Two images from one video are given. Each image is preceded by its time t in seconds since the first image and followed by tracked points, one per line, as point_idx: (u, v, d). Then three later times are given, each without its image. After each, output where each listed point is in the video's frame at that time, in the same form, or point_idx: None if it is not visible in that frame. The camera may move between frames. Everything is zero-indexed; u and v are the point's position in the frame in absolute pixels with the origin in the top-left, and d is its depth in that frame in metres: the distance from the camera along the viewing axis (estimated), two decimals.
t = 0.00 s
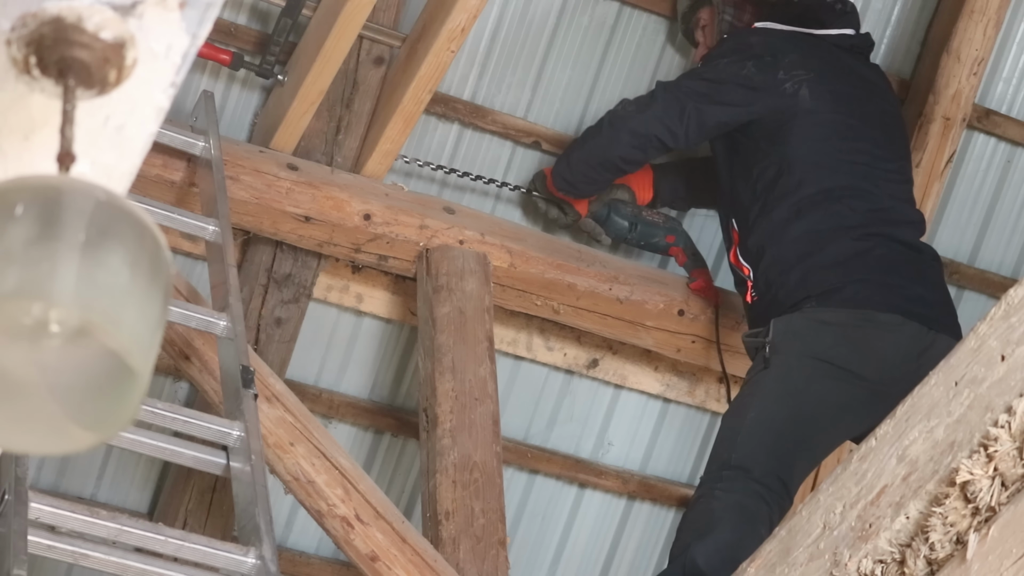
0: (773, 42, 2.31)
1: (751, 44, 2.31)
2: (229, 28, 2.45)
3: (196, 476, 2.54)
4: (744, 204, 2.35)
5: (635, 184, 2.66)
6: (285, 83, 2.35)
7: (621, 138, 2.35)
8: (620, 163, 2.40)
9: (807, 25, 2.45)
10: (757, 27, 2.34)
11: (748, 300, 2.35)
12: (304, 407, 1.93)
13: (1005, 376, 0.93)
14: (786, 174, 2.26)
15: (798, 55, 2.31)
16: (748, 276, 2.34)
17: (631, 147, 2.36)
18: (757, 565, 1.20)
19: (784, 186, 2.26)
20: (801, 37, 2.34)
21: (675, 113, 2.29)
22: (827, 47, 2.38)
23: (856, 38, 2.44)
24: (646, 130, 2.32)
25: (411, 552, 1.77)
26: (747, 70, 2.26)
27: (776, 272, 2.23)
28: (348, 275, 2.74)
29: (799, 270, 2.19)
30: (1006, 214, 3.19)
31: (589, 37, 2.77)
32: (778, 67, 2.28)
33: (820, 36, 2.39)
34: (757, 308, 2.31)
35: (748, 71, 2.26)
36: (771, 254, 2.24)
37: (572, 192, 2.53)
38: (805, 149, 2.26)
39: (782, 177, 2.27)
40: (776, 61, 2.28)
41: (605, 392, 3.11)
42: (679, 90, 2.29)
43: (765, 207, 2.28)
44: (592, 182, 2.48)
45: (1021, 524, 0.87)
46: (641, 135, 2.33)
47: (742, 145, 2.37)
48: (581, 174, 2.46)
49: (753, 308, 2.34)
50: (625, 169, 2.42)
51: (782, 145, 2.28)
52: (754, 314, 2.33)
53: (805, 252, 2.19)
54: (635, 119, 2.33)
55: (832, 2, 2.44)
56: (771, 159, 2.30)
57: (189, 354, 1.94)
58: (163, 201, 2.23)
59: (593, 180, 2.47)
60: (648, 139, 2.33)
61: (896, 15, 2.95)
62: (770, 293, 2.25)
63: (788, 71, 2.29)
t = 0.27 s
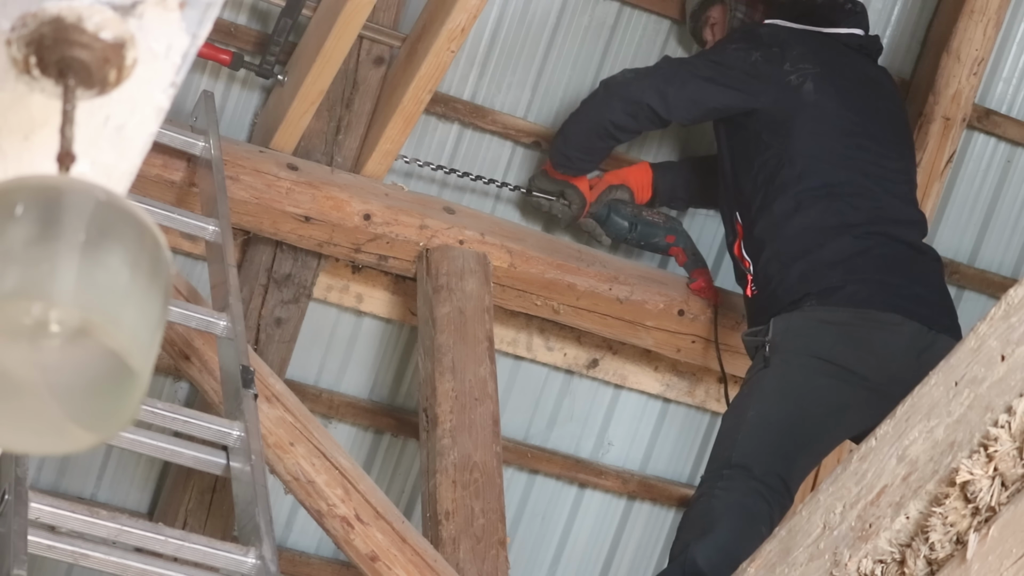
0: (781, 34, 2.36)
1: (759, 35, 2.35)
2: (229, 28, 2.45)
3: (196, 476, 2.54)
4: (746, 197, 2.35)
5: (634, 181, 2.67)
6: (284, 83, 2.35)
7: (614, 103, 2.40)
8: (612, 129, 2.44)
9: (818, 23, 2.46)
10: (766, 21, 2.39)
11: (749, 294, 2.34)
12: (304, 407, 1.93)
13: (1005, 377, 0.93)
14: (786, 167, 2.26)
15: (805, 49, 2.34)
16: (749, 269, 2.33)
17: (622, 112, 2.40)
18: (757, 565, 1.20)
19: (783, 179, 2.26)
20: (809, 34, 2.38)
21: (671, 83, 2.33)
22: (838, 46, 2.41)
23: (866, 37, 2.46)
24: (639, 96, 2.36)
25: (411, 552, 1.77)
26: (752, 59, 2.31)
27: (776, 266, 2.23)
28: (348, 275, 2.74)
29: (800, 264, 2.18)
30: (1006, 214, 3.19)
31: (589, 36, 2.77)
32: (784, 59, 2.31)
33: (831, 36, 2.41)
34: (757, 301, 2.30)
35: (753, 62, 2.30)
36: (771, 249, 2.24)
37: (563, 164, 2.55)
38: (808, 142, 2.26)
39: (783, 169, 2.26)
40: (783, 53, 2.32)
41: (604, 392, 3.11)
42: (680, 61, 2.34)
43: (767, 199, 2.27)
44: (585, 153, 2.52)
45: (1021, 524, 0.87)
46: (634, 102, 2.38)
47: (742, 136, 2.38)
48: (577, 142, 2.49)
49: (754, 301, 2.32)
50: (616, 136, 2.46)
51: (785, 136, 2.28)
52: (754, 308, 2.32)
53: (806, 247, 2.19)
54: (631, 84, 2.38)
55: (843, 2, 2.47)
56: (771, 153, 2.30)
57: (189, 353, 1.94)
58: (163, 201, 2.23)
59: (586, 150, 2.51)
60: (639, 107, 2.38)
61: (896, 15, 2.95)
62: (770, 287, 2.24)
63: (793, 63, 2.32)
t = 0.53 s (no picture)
0: (789, 34, 2.37)
1: (767, 33, 2.37)
2: (229, 28, 2.45)
3: (196, 476, 2.54)
4: (750, 194, 2.35)
5: (632, 184, 2.66)
6: (285, 83, 2.34)
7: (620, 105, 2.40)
8: (618, 131, 2.44)
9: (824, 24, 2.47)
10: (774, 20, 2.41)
11: (751, 289, 2.33)
12: (304, 407, 1.93)
13: (1005, 376, 0.93)
14: (792, 164, 2.26)
15: (813, 48, 2.36)
16: (751, 265, 2.33)
17: (630, 116, 2.39)
18: (757, 565, 1.20)
19: (789, 176, 2.26)
20: (818, 33, 2.40)
21: (678, 86, 2.32)
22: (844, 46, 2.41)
23: (873, 41, 2.45)
24: (648, 101, 2.35)
25: (411, 552, 1.77)
26: (760, 57, 2.32)
27: (779, 263, 2.23)
28: (348, 275, 2.74)
29: (803, 260, 2.18)
30: (1006, 214, 3.19)
31: (589, 36, 2.77)
32: (792, 58, 2.33)
33: (838, 36, 2.42)
34: (759, 298, 2.30)
35: (761, 60, 2.32)
36: (774, 244, 2.24)
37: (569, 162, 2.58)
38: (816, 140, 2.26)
39: (787, 168, 2.27)
40: (791, 51, 2.34)
41: (604, 392, 3.11)
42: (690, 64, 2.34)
43: (772, 196, 2.28)
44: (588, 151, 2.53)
45: (1021, 524, 0.87)
46: (645, 106, 2.36)
47: (751, 134, 2.38)
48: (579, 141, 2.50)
49: (755, 298, 2.32)
50: (624, 138, 2.46)
51: (791, 133, 2.29)
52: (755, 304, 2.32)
53: (809, 243, 2.19)
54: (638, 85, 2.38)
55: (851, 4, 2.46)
56: (776, 151, 2.30)
57: (189, 353, 1.94)
58: (163, 201, 2.23)
59: (591, 149, 2.52)
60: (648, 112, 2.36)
61: (896, 15, 2.95)
62: (773, 283, 2.24)
63: (801, 61, 2.33)
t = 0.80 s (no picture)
0: (793, 36, 2.35)
1: (772, 37, 2.36)
2: (229, 28, 2.45)
3: (196, 476, 2.54)
4: (756, 195, 2.33)
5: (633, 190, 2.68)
6: (285, 83, 2.35)
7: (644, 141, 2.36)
8: (646, 163, 2.41)
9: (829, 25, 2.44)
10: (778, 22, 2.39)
11: (755, 289, 2.32)
12: (304, 407, 1.93)
13: (1005, 377, 0.93)
14: (799, 166, 2.25)
15: (820, 50, 2.33)
16: (755, 265, 2.32)
17: (655, 145, 2.36)
18: (757, 565, 1.20)
19: (796, 178, 2.25)
20: (821, 35, 2.38)
21: (696, 110, 2.31)
22: (845, 46, 2.40)
23: (876, 42, 2.47)
24: (673, 130, 2.33)
25: (411, 552, 1.77)
26: (768, 62, 2.31)
27: (783, 263, 2.22)
28: (348, 275, 2.74)
29: (808, 262, 2.18)
30: (1006, 214, 3.19)
31: (589, 37, 2.77)
32: (800, 61, 2.31)
33: (840, 36, 2.41)
34: (762, 299, 2.29)
35: (769, 65, 2.30)
36: (780, 245, 2.23)
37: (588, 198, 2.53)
38: (820, 142, 2.25)
39: (795, 169, 2.26)
40: (798, 54, 2.32)
41: (604, 392, 3.11)
42: (701, 88, 2.31)
43: (778, 196, 2.26)
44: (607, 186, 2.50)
45: (1021, 524, 0.87)
46: (668, 136, 2.35)
47: (757, 137, 2.38)
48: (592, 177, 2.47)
49: (758, 298, 2.32)
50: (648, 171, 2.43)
51: (798, 135, 2.28)
52: (758, 306, 2.31)
53: (814, 243, 2.19)
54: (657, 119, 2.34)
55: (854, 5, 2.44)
56: (783, 152, 2.29)
57: (189, 353, 1.94)
58: (163, 201, 2.23)
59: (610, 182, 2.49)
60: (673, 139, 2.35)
61: (896, 16, 2.95)
62: (777, 284, 2.23)
63: (810, 63, 2.31)
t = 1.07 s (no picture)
0: (785, 43, 2.33)
1: (762, 46, 2.34)
2: (229, 28, 2.45)
3: (196, 476, 2.54)
4: (753, 199, 2.34)
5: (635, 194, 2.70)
6: (285, 83, 2.35)
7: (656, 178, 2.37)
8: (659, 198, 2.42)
9: (818, 27, 2.44)
10: (768, 29, 2.37)
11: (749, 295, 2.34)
12: (304, 407, 1.93)
13: (1005, 377, 0.93)
14: (795, 171, 2.25)
15: (811, 55, 2.32)
16: (750, 270, 2.34)
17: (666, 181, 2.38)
18: (757, 565, 1.20)
19: (793, 182, 2.25)
20: (813, 39, 2.36)
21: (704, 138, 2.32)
22: (836, 48, 2.39)
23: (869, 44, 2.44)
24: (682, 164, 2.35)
25: (411, 552, 1.77)
26: (760, 72, 2.31)
27: (778, 265, 2.22)
28: (348, 275, 2.74)
29: (800, 265, 2.18)
30: (1006, 214, 3.19)
31: (589, 37, 2.77)
32: (793, 67, 2.30)
33: (831, 38, 2.40)
34: (758, 302, 2.30)
35: (761, 75, 2.30)
36: (774, 248, 2.24)
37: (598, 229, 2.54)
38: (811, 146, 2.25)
39: (789, 175, 2.26)
40: (791, 61, 2.30)
41: (605, 393, 3.11)
42: (701, 115, 2.32)
43: (775, 201, 2.27)
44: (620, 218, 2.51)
45: (1021, 524, 0.87)
46: (677, 169, 2.36)
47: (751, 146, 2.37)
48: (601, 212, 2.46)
49: (753, 301, 2.33)
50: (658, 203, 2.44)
51: (790, 141, 2.27)
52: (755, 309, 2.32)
53: (808, 245, 2.19)
54: (666, 156, 2.35)
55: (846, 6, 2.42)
56: (776, 158, 2.29)
57: (189, 353, 1.94)
58: (163, 201, 2.23)
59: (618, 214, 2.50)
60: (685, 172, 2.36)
61: (896, 15, 2.95)
62: (772, 287, 2.24)
63: (803, 69, 2.30)
